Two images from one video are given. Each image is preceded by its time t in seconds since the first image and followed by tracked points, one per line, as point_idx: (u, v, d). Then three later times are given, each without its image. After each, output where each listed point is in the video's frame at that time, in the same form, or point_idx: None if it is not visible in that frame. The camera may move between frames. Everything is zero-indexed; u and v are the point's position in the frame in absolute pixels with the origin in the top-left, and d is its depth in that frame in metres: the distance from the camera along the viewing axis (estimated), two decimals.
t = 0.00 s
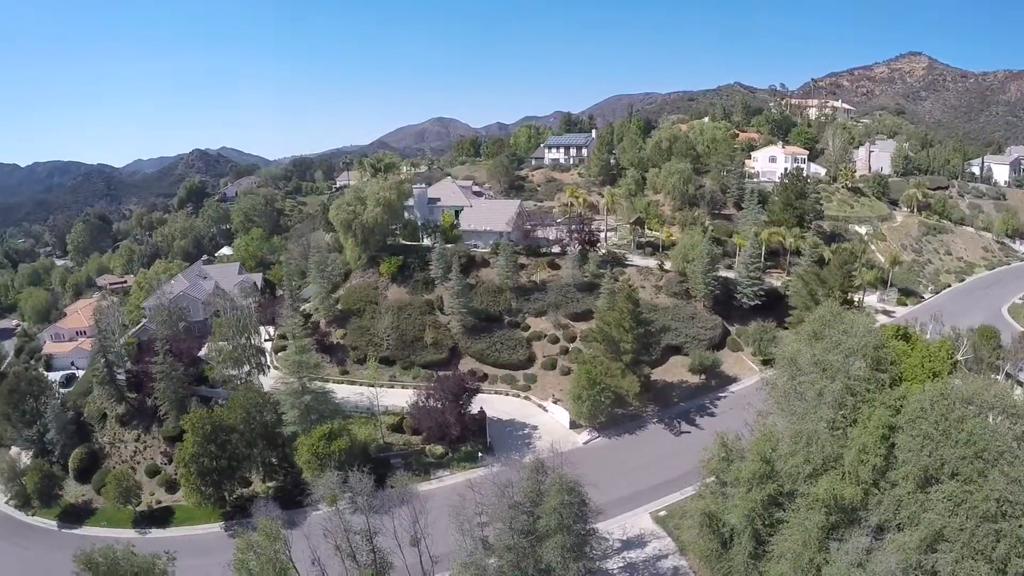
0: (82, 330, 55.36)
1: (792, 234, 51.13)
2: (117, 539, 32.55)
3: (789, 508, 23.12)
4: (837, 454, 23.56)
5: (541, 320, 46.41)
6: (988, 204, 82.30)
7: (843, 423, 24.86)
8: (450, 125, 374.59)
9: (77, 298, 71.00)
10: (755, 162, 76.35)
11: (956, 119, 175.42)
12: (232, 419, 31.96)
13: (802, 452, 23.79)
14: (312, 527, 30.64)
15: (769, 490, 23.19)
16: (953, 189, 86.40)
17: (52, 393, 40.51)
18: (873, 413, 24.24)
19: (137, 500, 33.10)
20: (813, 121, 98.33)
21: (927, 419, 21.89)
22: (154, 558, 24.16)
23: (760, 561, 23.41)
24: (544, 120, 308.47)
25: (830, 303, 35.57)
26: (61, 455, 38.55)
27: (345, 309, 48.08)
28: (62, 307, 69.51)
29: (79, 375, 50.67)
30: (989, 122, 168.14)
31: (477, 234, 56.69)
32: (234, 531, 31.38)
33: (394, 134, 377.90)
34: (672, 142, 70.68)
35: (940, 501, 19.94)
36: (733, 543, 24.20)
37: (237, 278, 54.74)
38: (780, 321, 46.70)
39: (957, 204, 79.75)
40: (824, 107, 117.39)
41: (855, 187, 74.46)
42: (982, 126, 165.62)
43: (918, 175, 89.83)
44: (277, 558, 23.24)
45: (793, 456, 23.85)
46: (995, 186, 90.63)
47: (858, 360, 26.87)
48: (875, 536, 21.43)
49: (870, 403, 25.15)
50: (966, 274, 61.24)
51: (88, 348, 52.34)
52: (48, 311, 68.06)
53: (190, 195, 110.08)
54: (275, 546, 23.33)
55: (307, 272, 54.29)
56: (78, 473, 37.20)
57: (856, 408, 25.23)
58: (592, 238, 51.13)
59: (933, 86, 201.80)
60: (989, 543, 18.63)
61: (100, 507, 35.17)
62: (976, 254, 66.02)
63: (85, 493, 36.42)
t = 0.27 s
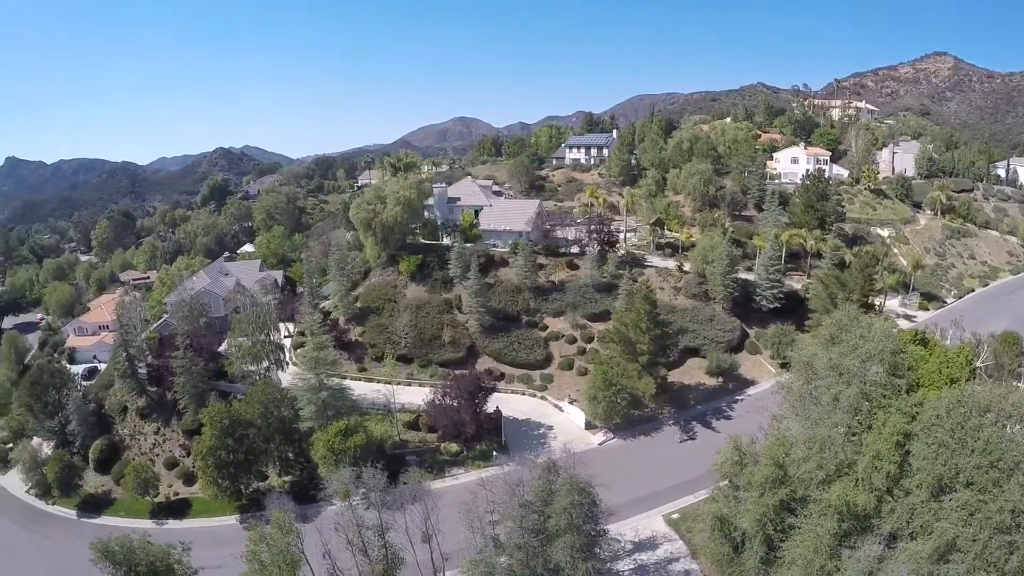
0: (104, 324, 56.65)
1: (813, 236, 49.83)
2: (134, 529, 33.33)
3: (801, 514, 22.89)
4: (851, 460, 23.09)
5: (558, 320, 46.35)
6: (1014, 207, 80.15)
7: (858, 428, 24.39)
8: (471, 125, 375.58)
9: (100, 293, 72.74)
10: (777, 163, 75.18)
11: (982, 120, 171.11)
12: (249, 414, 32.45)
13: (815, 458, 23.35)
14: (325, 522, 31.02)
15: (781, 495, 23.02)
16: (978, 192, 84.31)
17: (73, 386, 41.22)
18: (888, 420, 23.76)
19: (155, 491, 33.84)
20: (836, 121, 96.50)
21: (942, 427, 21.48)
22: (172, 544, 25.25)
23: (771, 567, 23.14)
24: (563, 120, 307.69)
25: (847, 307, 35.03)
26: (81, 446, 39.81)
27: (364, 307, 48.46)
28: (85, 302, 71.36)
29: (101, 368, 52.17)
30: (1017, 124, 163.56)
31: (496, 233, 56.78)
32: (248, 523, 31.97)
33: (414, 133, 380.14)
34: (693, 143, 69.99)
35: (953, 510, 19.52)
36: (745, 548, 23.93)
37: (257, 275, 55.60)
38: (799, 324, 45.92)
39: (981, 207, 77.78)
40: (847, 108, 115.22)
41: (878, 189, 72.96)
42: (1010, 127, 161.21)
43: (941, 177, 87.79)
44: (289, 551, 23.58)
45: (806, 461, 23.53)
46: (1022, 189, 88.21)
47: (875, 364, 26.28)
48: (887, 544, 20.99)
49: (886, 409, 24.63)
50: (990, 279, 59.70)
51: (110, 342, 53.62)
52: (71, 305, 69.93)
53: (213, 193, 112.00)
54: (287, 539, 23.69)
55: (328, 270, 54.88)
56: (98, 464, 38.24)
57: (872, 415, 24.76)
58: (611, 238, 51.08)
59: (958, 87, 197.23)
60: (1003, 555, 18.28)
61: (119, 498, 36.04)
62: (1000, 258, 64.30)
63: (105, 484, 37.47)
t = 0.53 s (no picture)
0: (128, 319, 57.96)
1: (835, 239, 48.97)
2: (152, 520, 34.10)
3: (815, 520, 22.74)
4: (865, 466, 22.63)
5: (577, 321, 46.28)
6: None
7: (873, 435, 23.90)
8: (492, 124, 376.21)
9: (124, 288, 74.41)
10: (800, 165, 73.95)
11: (1012, 122, 166.44)
12: (268, 408, 32.99)
13: (829, 464, 23.06)
14: (339, 517, 31.45)
15: (795, 501, 22.90)
16: (1005, 195, 82.08)
17: (96, 379, 42.41)
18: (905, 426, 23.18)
19: (173, 483, 34.56)
20: (861, 123, 94.68)
21: (959, 435, 20.92)
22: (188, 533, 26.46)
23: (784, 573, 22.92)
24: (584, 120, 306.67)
25: (866, 312, 34.62)
26: (103, 437, 40.76)
27: (384, 305, 48.88)
28: (109, 296, 73.12)
29: (123, 362, 53.15)
30: None
31: (516, 233, 56.84)
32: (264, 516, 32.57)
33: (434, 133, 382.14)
34: (715, 144, 69.27)
35: (968, 520, 19.14)
36: (757, 553, 23.55)
37: (279, 272, 56.42)
38: (820, 328, 45.10)
39: (1009, 211, 75.70)
40: (872, 108, 112.96)
41: (902, 192, 71.39)
42: None
43: (967, 180, 85.65)
44: (301, 544, 23.96)
45: (820, 467, 23.32)
46: None
47: (892, 371, 25.97)
48: (900, 553, 20.76)
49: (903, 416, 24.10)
50: (1017, 285, 58.09)
51: (133, 336, 54.78)
52: (96, 300, 71.71)
53: (236, 191, 113.89)
54: (300, 532, 24.06)
55: (348, 267, 55.43)
56: (119, 455, 39.16)
57: (888, 421, 24.26)
58: (631, 239, 50.48)
59: (986, 88, 192.24)
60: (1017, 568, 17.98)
61: (138, 489, 36.89)
62: None
63: (125, 475, 38.40)
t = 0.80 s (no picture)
0: (152, 314, 59.27)
1: (858, 242, 47.95)
2: (171, 511, 34.83)
3: (828, 527, 22.19)
4: (880, 475, 22.29)
5: (596, 322, 46.16)
6: None
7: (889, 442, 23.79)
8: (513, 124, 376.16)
9: (148, 283, 76.13)
10: (824, 167, 72.62)
11: None
12: (287, 403, 33.49)
13: (844, 471, 22.59)
14: (351, 512, 31.80)
15: (808, 507, 22.32)
16: None
17: (119, 372, 43.25)
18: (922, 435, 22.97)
19: (192, 475, 35.28)
20: (888, 124, 92.78)
21: (976, 445, 20.63)
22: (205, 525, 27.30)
23: None
24: (604, 120, 305.61)
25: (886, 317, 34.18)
26: (125, 429, 41.69)
27: (404, 303, 49.28)
28: (133, 291, 74.82)
29: (146, 355, 53.91)
30: None
31: (536, 233, 56.74)
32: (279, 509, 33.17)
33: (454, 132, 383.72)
34: (737, 145, 68.51)
35: (983, 531, 18.74)
36: (770, 558, 23.41)
37: (300, 269, 57.21)
38: (841, 333, 44.30)
39: None
40: (898, 109, 110.59)
41: (926, 195, 69.74)
42: None
43: (995, 184, 83.41)
44: (313, 538, 24.45)
45: (834, 474, 22.84)
46: None
47: (912, 377, 26.20)
48: (915, 564, 20.25)
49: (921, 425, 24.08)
50: None
51: (156, 331, 55.92)
52: (121, 295, 73.47)
53: (259, 189, 115.58)
54: (313, 526, 24.49)
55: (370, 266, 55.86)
56: (140, 447, 40.08)
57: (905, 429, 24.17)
58: (651, 240, 50.09)
59: (1016, 89, 187.01)
60: None
61: (157, 481, 37.72)
62: None
63: (145, 466, 39.28)
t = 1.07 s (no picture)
0: (174, 309, 60.52)
1: (881, 246, 46.94)
2: (189, 502, 35.47)
3: (840, 535, 21.71)
4: (894, 483, 21.81)
5: (615, 323, 45.99)
6: None
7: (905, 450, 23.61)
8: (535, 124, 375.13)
9: (171, 279, 77.64)
10: (848, 169, 71.27)
11: None
12: (306, 399, 33.94)
13: (858, 478, 22.14)
14: (365, 509, 32.11)
15: (821, 514, 21.89)
16: None
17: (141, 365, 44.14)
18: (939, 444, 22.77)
19: (211, 468, 35.90)
20: (913, 126, 90.87)
21: (994, 455, 20.23)
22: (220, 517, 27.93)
23: None
24: (629, 121, 302.07)
25: (904, 323, 33.69)
26: (146, 421, 42.52)
27: (423, 302, 49.59)
28: (157, 287, 76.47)
29: (167, 350, 55.24)
30: None
31: (557, 233, 56.68)
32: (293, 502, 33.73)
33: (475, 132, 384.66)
34: (760, 146, 67.78)
35: (998, 543, 18.28)
36: (782, 565, 23.16)
37: (322, 267, 57.83)
38: (862, 337, 43.45)
39: None
40: (925, 110, 108.03)
41: (952, 199, 68.06)
42: None
43: None
44: (325, 533, 24.89)
45: (848, 481, 22.41)
46: None
47: (930, 384, 26.01)
48: None
49: (938, 434, 23.89)
50: None
51: (177, 326, 56.92)
52: (144, 290, 75.09)
53: (282, 187, 117.10)
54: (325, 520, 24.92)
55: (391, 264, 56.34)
56: (160, 439, 40.66)
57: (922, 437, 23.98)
58: (672, 242, 49.72)
59: None
60: None
61: (176, 472, 38.47)
62: None
63: (164, 458, 40.05)
